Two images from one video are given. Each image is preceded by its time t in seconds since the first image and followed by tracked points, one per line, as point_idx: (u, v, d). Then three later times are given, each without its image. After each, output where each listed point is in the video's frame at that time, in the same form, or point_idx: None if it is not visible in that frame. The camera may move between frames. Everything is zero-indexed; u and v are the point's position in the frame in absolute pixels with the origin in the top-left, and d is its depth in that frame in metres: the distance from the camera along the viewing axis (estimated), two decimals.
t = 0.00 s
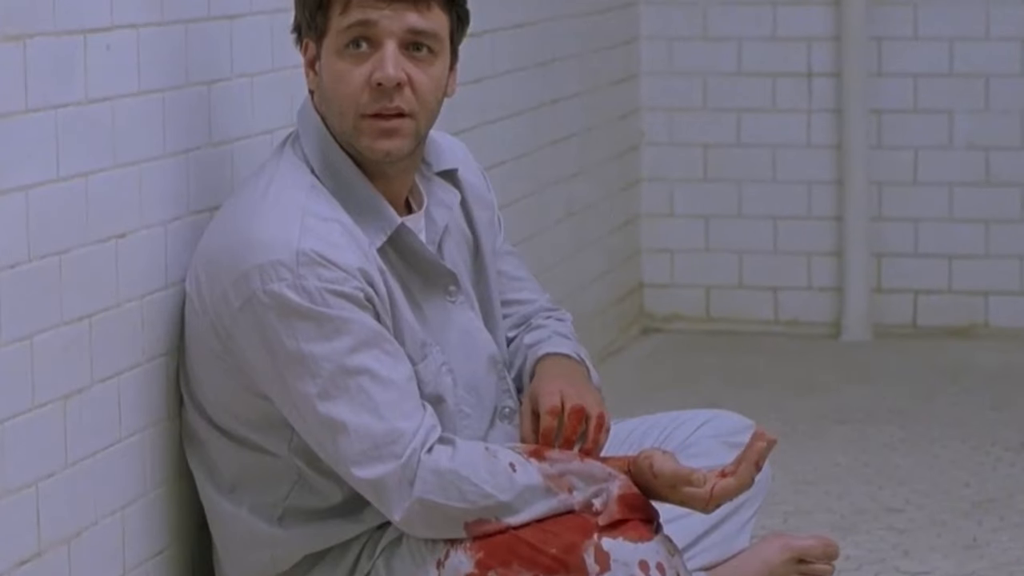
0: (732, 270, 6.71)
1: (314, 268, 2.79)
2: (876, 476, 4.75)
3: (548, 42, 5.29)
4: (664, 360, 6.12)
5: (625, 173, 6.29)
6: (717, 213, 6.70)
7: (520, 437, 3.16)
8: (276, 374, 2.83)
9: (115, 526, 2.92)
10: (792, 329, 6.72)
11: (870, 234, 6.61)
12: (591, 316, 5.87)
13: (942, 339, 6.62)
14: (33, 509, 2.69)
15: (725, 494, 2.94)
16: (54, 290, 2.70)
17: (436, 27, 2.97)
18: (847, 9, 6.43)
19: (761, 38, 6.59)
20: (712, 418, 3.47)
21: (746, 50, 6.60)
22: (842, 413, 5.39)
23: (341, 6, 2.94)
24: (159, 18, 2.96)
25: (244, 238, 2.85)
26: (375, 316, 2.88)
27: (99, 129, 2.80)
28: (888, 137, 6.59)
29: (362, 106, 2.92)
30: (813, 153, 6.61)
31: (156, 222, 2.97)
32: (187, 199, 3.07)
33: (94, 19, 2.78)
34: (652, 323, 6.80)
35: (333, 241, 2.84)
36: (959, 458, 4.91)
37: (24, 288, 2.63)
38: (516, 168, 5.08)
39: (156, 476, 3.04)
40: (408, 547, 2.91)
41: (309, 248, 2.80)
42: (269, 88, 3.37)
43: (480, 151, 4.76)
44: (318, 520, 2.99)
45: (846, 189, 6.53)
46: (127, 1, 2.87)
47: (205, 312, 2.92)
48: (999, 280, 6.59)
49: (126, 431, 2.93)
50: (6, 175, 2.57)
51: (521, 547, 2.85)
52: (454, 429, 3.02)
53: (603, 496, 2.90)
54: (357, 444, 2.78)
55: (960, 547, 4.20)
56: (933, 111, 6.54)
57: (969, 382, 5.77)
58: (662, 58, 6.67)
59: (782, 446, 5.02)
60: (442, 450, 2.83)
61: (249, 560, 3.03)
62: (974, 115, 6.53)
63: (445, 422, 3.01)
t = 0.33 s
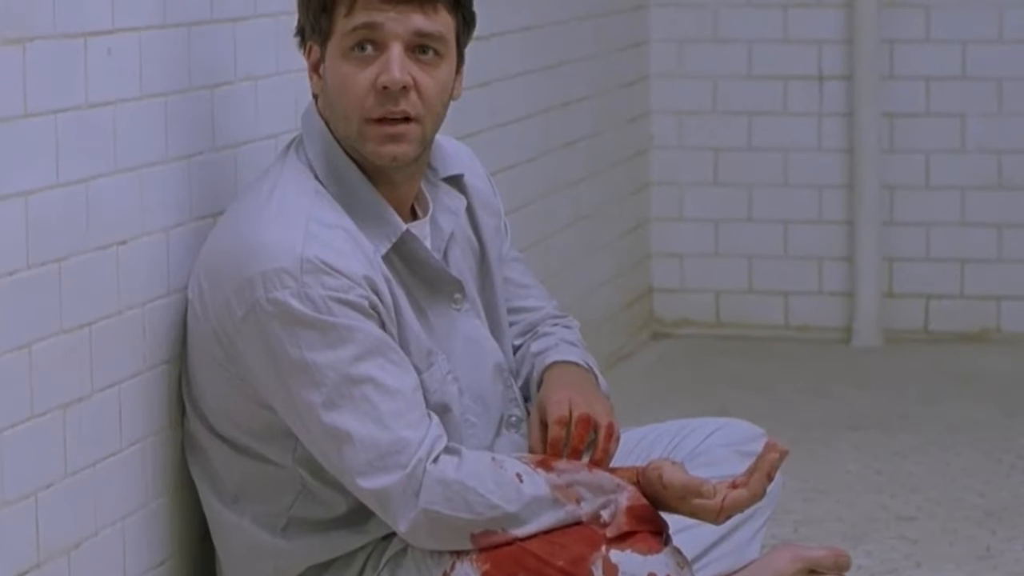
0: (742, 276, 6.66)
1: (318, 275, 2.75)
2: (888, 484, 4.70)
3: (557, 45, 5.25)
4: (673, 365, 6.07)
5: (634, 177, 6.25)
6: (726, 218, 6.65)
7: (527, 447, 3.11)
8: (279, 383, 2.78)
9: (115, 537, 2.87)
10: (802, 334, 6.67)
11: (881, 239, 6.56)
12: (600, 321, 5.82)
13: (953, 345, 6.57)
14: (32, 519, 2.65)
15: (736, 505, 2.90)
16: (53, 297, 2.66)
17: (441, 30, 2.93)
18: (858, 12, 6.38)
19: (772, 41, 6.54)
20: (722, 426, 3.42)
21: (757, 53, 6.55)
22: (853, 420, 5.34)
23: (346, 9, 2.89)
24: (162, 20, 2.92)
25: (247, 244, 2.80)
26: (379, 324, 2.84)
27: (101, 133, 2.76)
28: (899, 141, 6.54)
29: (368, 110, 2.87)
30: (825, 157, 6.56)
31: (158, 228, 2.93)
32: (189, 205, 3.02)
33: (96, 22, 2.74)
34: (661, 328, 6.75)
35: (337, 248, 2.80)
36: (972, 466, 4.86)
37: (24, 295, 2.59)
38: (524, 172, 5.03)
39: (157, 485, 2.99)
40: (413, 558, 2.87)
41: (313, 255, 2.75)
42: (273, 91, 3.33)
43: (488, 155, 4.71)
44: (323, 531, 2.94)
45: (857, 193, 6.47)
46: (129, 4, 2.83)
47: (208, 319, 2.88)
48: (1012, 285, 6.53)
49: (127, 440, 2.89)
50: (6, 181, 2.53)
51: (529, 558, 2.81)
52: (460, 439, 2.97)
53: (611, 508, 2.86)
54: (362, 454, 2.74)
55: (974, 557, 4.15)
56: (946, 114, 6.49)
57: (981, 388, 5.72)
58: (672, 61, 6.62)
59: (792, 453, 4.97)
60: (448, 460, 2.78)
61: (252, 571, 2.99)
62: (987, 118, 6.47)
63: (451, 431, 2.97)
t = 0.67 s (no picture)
0: (757, 284, 6.59)
1: (324, 286, 2.69)
2: (906, 497, 4.63)
3: (571, 51, 5.19)
4: (688, 375, 6.00)
5: (649, 184, 6.18)
6: (742, 226, 6.58)
7: (538, 459, 3.05)
8: (285, 397, 2.72)
9: (118, 553, 2.82)
10: (818, 343, 6.60)
11: (898, 247, 6.49)
12: (613, 330, 5.76)
13: (971, 355, 6.50)
14: (32, 536, 2.59)
15: (751, 523, 2.83)
16: (53, 309, 2.60)
17: (449, 34, 2.87)
18: (876, 17, 6.31)
19: (788, 47, 6.47)
20: (739, 439, 3.36)
21: (773, 60, 6.49)
22: (870, 431, 5.27)
23: (352, 13, 2.84)
24: (166, 27, 2.86)
25: (252, 255, 2.74)
26: (387, 337, 2.78)
27: (103, 142, 2.71)
28: (917, 148, 6.48)
29: (374, 117, 2.82)
30: (841, 164, 6.49)
31: (162, 238, 2.87)
32: (195, 214, 2.97)
33: (98, 27, 2.68)
34: (676, 337, 6.68)
35: (344, 258, 2.74)
36: (991, 478, 4.80)
37: (24, 307, 2.54)
38: (538, 179, 4.97)
39: (161, 501, 2.94)
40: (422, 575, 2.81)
41: (319, 266, 2.69)
42: (281, 98, 3.27)
43: (500, 163, 4.65)
44: (330, 547, 2.89)
45: (874, 201, 6.40)
46: (133, 10, 2.77)
47: (213, 332, 2.82)
48: None
49: (130, 455, 2.83)
50: (6, 192, 2.48)
51: None
52: (470, 453, 2.91)
53: (624, 525, 2.81)
54: (369, 469, 2.68)
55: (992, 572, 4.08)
56: (964, 121, 6.43)
57: (1000, 398, 5.65)
58: (686, 68, 6.55)
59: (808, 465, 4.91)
60: (457, 475, 2.73)
61: None
62: (1006, 124, 6.40)
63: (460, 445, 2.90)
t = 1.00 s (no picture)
0: (773, 297, 6.52)
1: (330, 301, 2.62)
2: (924, 516, 4.55)
3: (584, 61, 5.12)
4: (702, 389, 5.93)
5: (663, 195, 6.12)
6: (757, 237, 6.51)
7: (547, 483, 2.98)
8: (290, 414, 2.65)
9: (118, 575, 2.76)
10: (834, 357, 6.53)
11: (915, 259, 6.42)
12: (627, 344, 5.68)
13: (989, 368, 6.42)
14: (28, 560, 2.53)
15: (767, 547, 2.75)
16: (51, 327, 2.54)
17: (458, 43, 2.81)
18: (892, 27, 6.23)
19: (804, 57, 6.40)
20: (750, 460, 3.28)
21: (789, 69, 6.41)
22: (888, 447, 5.19)
23: (359, 22, 2.78)
24: (168, 36, 2.80)
25: (256, 269, 2.67)
26: (394, 352, 2.71)
27: (103, 155, 2.64)
28: (934, 158, 6.40)
29: (382, 128, 2.75)
30: (858, 175, 6.41)
31: (164, 253, 2.81)
32: (198, 228, 2.91)
33: (98, 37, 2.62)
34: (690, 350, 6.61)
35: (351, 272, 2.67)
36: (1010, 496, 4.72)
37: (20, 324, 2.48)
38: (549, 191, 4.91)
39: (162, 521, 2.87)
40: None
41: (325, 280, 2.63)
42: (287, 110, 3.21)
43: (510, 175, 4.58)
44: (335, 569, 2.83)
45: (891, 213, 6.33)
46: (134, 20, 2.71)
47: (216, 347, 2.75)
48: None
49: (130, 474, 2.77)
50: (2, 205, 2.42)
51: None
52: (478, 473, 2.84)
53: (636, 547, 2.74)
54: (375, 489, 2.61)
55: None
56: (982, 132, 6.35)
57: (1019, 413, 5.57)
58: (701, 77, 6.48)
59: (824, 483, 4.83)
60: (465, 495, 2.66)
61: None
62: None
63: (469, 464, 2.84)
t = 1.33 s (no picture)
0: (781, 306, 6.46)
1: (328, 312, 2.57)
2: (934, 529, 4.50)
3: (589, 68, 5.07)
4: (710, 398, 5.88)
5: (670, 204, 6.07)
6: (764, 245, 6.45)
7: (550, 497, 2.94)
8: (288, 428, 2.60)
9: None
10: (842, 366, 6.47)
11: (925, 268, 6.36)
12: (634, 353, 5.63)
13: (999, 378, 6.36)
14: None
15: (775, 562, 2.72)
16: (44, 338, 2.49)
17: (460, 50, 2.76)
18: (901, 34, 6.18)
19: (812, 63, 6.34)
20: (759, 473, 3.23)
21: (797, 76, 6.35)
22: (898, 458, 5.14)
23: (358, 29, 2.73)
24: (165, 42, 2.75)
25: (254, 280, 2.62)
26: (394, 365, 2.66)
27: (98, 163, 2.59)
28: (944, 166, 6.34)
29: (382, 138, 2.70)
30: (866, 182, 6.35)
31: (160, 263, 2.76)
32: (196, 238, 2.86)
33: (93, 44, 2.57)
34: (697, 358, 6.56)
35: (350, 283, 2.62)
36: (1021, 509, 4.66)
37: (12, 337, 2.42)
38: (555, 200, 4.86)
39: (159, 535, 2.82)
40: None
41: (324, 291, 2.57)
42: (286, 116, 3.15)
43: (515, 182, 4.53)
44: None
45: (901, 221, 6.27)
46: (130, 26, 2.66)
47: (212, 359, 2.70)
48: None
49: (126, 488, 2.71)
50: None
51: None
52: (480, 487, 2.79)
53: (640, 564, 2.70)
54: (375, 504, 2.56)
55: None
56: (992, 139, 6.29)
57: None
58: (708, 84, 6.42)
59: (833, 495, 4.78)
60: (467, 510, 2.61)
61: None
62: None
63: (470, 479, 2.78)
